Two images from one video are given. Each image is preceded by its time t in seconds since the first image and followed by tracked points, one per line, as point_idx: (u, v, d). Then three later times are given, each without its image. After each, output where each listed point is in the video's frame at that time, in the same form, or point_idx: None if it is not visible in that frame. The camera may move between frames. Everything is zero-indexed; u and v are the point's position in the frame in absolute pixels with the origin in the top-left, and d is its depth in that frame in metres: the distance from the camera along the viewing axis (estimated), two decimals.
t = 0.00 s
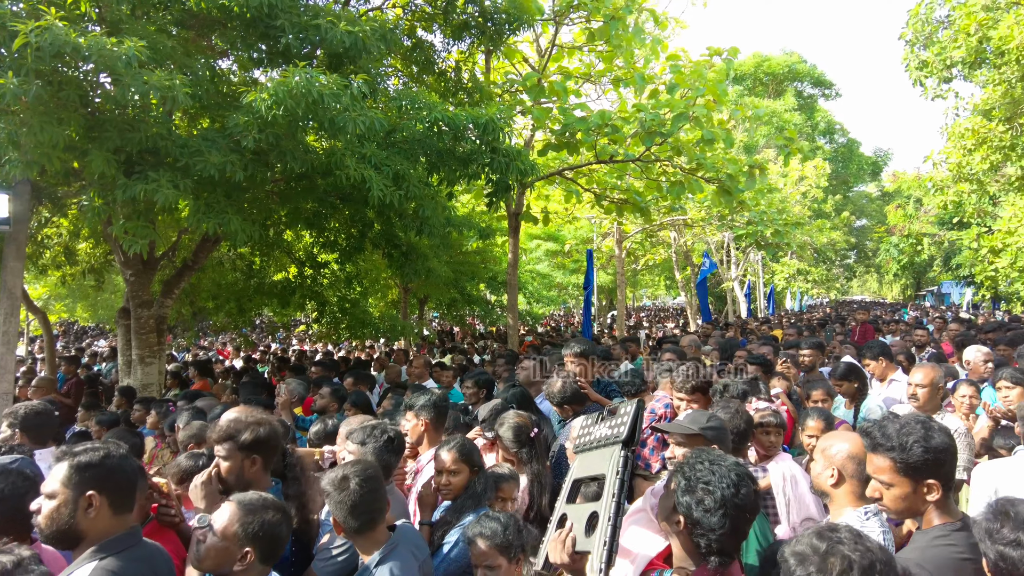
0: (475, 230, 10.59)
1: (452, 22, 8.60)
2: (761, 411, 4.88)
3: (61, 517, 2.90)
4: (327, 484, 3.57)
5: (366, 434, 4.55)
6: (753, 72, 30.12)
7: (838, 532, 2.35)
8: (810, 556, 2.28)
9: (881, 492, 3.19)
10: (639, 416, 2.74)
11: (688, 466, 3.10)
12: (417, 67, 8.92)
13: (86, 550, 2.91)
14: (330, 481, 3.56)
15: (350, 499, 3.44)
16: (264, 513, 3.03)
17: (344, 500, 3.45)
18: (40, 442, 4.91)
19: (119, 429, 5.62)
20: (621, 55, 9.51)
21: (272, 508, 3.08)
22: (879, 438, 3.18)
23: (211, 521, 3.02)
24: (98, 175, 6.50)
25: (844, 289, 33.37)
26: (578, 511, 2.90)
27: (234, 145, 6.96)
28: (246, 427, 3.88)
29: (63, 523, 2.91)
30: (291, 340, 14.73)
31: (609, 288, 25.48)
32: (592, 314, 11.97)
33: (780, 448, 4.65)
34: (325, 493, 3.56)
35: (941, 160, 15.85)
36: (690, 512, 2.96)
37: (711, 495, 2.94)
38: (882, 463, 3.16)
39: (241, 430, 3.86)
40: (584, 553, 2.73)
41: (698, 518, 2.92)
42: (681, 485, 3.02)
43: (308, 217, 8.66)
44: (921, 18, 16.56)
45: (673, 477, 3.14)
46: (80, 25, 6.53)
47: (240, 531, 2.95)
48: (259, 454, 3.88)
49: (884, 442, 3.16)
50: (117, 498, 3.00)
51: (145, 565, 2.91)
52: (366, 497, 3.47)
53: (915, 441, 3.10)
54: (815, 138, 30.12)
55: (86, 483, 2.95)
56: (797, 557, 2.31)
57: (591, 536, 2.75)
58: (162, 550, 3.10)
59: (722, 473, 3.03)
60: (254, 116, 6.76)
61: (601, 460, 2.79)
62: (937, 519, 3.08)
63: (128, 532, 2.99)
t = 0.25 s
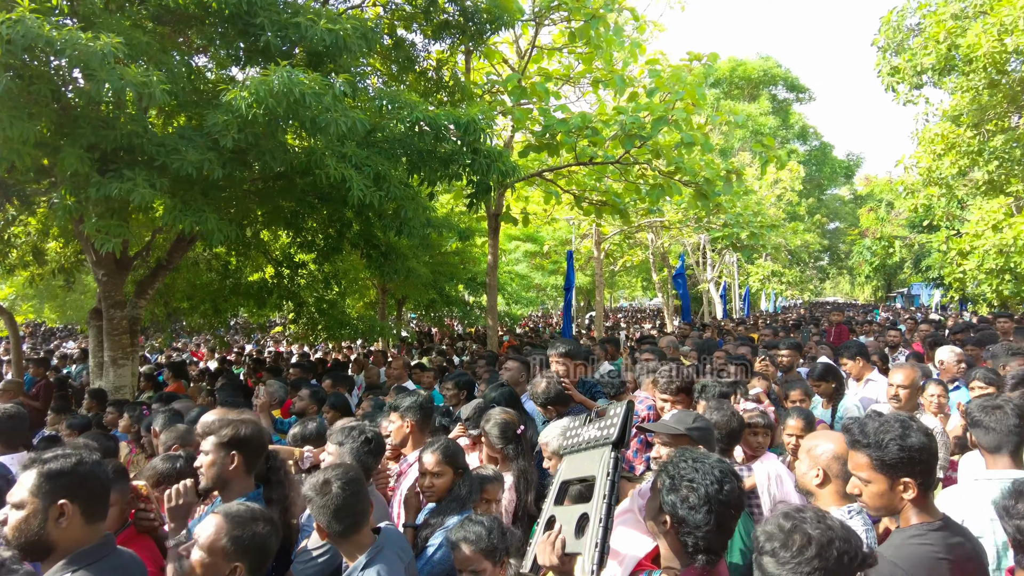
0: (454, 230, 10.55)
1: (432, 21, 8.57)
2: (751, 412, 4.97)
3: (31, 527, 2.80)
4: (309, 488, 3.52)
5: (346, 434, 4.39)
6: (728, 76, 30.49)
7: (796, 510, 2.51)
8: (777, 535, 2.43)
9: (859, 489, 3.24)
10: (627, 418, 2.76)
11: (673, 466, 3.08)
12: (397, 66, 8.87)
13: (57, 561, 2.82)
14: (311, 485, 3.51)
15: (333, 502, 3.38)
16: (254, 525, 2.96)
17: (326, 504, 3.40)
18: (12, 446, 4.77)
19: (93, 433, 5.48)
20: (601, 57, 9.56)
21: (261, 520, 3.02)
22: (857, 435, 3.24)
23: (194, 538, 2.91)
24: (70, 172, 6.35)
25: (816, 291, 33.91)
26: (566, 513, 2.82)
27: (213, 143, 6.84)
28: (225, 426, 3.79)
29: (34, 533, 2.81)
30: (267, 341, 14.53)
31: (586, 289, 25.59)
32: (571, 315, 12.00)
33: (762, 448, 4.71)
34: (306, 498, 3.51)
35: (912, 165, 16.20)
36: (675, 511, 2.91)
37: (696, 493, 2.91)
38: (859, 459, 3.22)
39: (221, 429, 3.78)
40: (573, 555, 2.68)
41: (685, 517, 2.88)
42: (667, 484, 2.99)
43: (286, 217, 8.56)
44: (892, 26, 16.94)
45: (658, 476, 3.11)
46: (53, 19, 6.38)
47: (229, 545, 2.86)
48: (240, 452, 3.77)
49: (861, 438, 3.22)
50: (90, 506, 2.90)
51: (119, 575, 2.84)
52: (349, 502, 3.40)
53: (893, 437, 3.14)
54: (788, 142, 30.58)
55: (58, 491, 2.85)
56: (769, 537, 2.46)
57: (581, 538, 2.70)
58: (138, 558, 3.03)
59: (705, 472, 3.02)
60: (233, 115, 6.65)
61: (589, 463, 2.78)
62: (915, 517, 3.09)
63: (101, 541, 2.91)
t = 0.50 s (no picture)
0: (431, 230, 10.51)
1: (410, 20, 8.53)
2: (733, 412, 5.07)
3: None
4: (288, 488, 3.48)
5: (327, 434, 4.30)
6: (701, 79, 30.86)
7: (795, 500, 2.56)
8: (776, 522, 2.49)
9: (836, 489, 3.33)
10: (608, 416, 2.56)
11: (653, 463, 3.09)
12: (373, 65, 8.80)
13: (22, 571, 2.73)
14: (290, 485, 3.47)
15: (313, 501, 3.34)
16: (238, 530, 2.92)
17: (306, 503, 3.36)
18: None
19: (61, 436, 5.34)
20: (577, 58, 9.62)
21: (244, 526, 2.97)
22: (835, 436, 3.30)
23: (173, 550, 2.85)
24: (37, 168, 6.18)
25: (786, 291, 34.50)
26: (548, 512, 2.75)
27: (187, 141, 6.72)
28: (204, 427, 3.73)
29: None
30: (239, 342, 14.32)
31: (562, 289, 25.69)
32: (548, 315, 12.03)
33: (746, 443, 4.85)
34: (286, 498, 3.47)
35: (880, 168, 16.59)
36: (656, 508, 2.93)
37: (677, 490, 2.93)
38: (837, 460, 3.28)
39: (199, 430, 3.72)
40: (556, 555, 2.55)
41: (667, 515, 2.90)
42: (648, 481, 3.00)
43: (259, 216, 8.45)
44: (862, 32, 17.31)
45: (639, 473, 3.12)
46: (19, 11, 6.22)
47: (211, 553, 2.80)
48: (218, 451, 3.69)
49: (839, 439, 3.28)
50: (58, 512, 2.80)
51: None
52: (330, 500, 3.36)
53: (871, 438, 3.19)
54: (759, 145, 31.03)
55: (24, 497, 2.77)
56: (768, 524, 2.52)
57: (564, 536, 2.59)
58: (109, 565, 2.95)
59: (684, 469, 3.02)
60: (208, 112, 6.54)
61: (570, 462, 2.64)
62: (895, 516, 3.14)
63: (70, 549, 2.82)
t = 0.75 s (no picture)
0: (394, 229, 10.42)
1: (374, 19, 8.46)
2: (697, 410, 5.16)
3: None
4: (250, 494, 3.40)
5: (290, 438, 4.22)
6: (662, 83, 31.30)
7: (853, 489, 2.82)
8: (837, 506, 2.73)
9: (800, 491, 3.46)
10: (574, 414, 2.48)
11: (616, 463, 3.07)
12: (336, 63, 8.70)
13: None
14: (252, 490, 3.39)
15: (277, 503, 3.27)
16: (200, 539, 2.84)
17: (270, 506, 3.28)
18: None
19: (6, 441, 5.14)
20: (541, 60, 9.66)
21: (205, 535, 2.88)
22: (802, 439, 3.41)
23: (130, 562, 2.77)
24: None
25: (743, 292, 35.24)
26: (514, 513, 2.65)
27: (142, 137, 6.54)
28: (163, 432, 3.62)
29: None
30: (196, 343, 13.99)
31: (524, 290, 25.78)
32: (511, 316, 12.05)
33: (707, 440, 4.95)
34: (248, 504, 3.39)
35: (833, 173, 17.09)
36: (621, 507, 2.91)
37: (641, 488, 2.92)
38: (802, 462, 3.41)
39: (158, 435, 3.61)
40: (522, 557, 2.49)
41: (632, 515, 2.89)
42: (613, 481, 2.98)
43: (217, 214, 8.28)
44: (817, 40, 17.80)
45: (603, 474, 3.09)
46: None
47: (170, 566, 2.72)
48: (178, 457, 3.58)
49: (809, 442, 3.39)
50: None
51: None
52: (294, 501, 3.29)
53: (836, 438, 3.38)
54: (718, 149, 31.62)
55: None
56: (826, 507, 2.76)
57: (529, 539, 2.51)
58: None
59: (646, 468, 3.01)
60: (164, 108, 6.38)
61: (534, 463, 2.55)
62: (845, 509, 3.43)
63: (14, 561, 2.70)
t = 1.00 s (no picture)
0: (355, 229, 10.28)
1: (336, 15, 8.34)
2: (659, 409, 5.20)
3: None
4: (209, 502, 3.30)
5: (251, 442, 4.13)
6: (625, 85, 31.61)
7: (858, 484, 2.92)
8: (843, 490, 2.82)
9: (769, 497, 3.40)
10: (534, 415, 2.44)
11: (577, 464, 3.01)
12: (297, 60, 8.50)
13: None
14: (211, 498, 3.30)
15: (238, 510, 3.19)
16: (152, 547, 2.73)
17: (230, 513, 3.19)
18: None
19: None
20: (505, 61, 9.65)
21: (156, 542, 2.76)
22: (769, 442, 3.38)
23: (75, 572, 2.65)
24: None
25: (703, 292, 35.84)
26: (477, 516, 2.56)
27: (94, 133, 6.32)
28: (116, 437, 3.50)
29: None
30: (150, 346, 13.59)
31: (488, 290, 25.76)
32: (475, 316, 12.00)
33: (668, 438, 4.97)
34: (206, 512, 3.28)
35: (791, 176, 17.51)
36: (585, 509, 2.86)
37: (604, 488, 2.87)
38: (769, 465, 3.38)
39: (111, 440, 3.49)
40: (484, 561, 2.40)
41: (594, 515, 2.84)
42: (575, 483, 2.93)
43: (172, 213, 8.05)
44: (776, 45, 18.21)
45: (564, 475, 3.04)
46: None
47: None
48: (132, 464, 3.47)
49: (777, 444, 3.37)
50: None
51: None
52: (252, 509, 3.20)
53: (799, 437, 3.40)
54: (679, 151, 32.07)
55: None
56: (832, 489, 2.85)
57: (491, 543, 2.42)
58: None
59: (605, 469, 2.95)
60: (117, 102, 6.16)
61: (494, 465, 2.49)
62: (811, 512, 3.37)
63: None
